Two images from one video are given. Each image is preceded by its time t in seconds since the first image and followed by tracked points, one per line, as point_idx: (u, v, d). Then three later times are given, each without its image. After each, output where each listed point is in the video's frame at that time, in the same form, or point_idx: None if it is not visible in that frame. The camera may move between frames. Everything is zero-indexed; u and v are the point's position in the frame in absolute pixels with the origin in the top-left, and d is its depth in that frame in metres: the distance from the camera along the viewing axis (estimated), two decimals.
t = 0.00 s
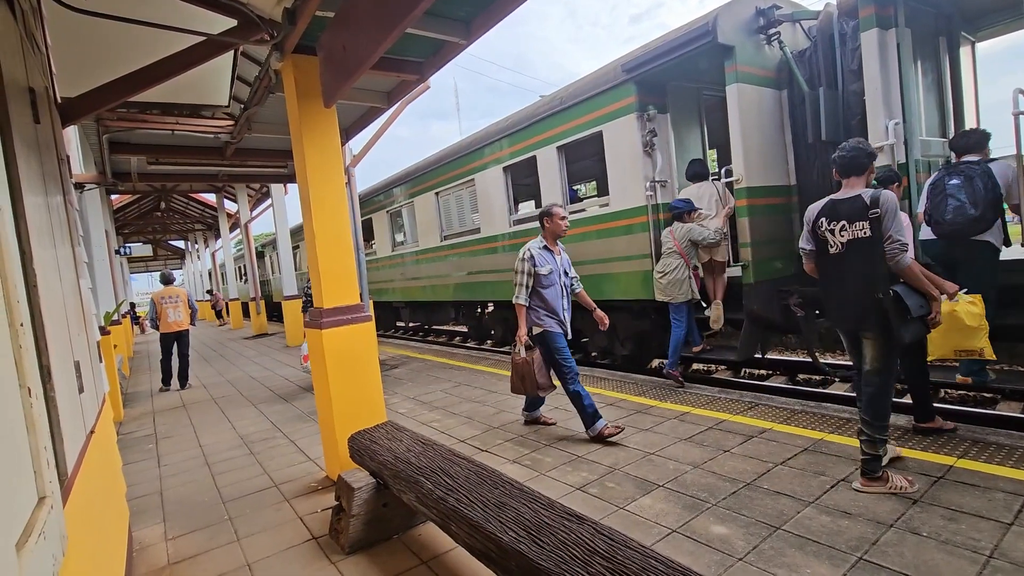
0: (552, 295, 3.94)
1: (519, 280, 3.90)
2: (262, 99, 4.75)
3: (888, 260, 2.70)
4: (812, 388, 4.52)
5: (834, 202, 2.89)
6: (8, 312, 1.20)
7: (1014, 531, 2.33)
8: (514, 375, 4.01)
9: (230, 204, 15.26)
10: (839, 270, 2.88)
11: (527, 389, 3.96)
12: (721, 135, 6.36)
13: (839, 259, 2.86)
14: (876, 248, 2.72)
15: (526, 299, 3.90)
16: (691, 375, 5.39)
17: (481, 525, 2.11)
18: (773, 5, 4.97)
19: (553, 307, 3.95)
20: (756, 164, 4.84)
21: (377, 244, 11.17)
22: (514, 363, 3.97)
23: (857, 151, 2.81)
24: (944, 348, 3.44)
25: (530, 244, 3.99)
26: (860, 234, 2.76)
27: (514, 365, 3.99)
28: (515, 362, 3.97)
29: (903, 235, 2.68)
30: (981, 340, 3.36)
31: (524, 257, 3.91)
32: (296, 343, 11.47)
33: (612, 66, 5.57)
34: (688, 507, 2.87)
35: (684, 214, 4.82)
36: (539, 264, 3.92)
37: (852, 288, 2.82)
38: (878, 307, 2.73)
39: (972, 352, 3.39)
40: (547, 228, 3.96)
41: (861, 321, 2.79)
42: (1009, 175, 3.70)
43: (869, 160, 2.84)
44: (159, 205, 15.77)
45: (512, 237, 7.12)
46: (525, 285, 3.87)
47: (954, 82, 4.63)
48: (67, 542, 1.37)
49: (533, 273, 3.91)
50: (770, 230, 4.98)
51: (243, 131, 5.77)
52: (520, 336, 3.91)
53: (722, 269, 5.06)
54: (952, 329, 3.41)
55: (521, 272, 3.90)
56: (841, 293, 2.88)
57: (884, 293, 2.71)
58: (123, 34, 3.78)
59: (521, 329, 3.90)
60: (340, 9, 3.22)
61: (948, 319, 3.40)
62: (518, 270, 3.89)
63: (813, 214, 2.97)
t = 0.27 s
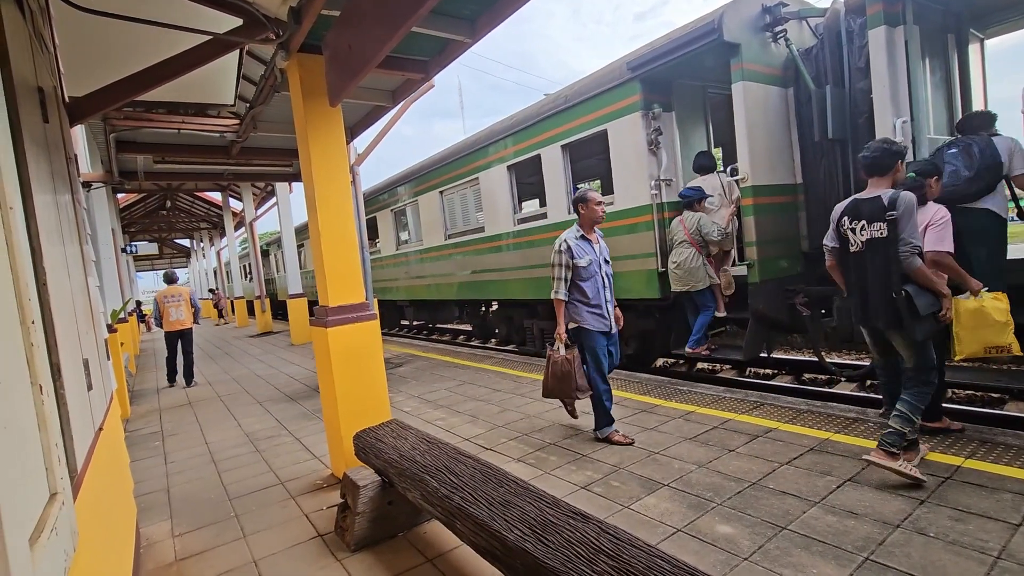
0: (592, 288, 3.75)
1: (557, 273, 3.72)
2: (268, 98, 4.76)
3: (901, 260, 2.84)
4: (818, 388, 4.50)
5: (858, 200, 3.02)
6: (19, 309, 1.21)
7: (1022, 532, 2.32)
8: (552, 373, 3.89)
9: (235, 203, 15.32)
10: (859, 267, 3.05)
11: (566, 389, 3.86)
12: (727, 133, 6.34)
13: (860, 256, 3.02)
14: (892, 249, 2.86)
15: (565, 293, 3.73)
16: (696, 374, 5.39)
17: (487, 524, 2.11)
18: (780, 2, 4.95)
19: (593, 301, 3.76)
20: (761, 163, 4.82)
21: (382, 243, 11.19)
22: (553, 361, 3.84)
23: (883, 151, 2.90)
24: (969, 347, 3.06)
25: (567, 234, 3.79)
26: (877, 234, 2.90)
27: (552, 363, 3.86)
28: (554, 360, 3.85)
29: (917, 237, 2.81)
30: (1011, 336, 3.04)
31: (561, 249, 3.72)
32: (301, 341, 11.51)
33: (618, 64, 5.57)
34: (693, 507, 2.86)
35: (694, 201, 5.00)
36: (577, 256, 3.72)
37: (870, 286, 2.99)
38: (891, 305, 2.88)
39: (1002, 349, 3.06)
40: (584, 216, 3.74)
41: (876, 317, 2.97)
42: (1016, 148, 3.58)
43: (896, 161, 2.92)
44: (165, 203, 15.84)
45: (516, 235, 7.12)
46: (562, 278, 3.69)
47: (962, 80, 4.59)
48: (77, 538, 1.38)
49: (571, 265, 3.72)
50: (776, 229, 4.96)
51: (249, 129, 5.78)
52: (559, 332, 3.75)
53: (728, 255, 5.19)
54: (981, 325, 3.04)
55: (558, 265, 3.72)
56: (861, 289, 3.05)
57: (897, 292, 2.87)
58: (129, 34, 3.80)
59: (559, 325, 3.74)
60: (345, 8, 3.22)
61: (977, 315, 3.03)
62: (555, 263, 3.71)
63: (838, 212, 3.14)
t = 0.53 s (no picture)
0: (626, 284, 3.64)
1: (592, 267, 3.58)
2: (270, 96, 4.76)
3: (904, 254, 2.84)
4: (820, 386, 4.50)
5: (865, 195, 3.02)
6: (25, 307, 1.21)
7: None
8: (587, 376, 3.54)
9: (238, 201, 15.35)
10: (865, 261, 3.06)
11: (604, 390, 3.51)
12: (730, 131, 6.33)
13: (867, 250, 3.03)
14: (897, 243, 2.87)
15: (600, 287, 3.58)
16: (699, 372, 5.38)
17: (490, 521, 2.11)
18: None
19: (626, 297, 3.64)
20: (765, 161, 4.81)
21: (384, 241, 11.20)
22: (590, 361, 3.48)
23: (892, 146, 2.91)
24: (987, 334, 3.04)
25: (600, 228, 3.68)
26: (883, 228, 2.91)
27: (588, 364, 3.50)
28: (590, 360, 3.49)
29: (921, 231, 2.80)
30: None
31: (595, 243, 3.60)
32: (304, 339, 11.53)
33: (620, 62, 5.56)
34: (695, 504, 2.87)
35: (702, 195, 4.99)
36: (611, 249, 3.61)
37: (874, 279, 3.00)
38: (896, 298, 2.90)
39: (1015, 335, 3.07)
40: (618, 210, 3.66)
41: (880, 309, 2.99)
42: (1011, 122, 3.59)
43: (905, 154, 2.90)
44: (168, 202, 15.87)
45: (519, 233, 7.12)
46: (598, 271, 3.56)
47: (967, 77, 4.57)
48: (83, 535, 1.39)
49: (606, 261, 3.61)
50: (779, 227, 4.96)
51: (251, 127, 5.79)
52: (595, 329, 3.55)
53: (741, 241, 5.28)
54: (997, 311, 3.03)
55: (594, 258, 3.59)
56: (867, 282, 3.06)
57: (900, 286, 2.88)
58: (133, 32, 3.81)
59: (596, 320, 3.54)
60: (348, 6, 3.22)
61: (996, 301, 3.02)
62: (590, 256, 3.58)
63: (847, 206, 3.15)
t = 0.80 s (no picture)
0: (673, 280, 3.46)
1: (637, 261, 3.41)
2: (272, 94, 4.75)
3: (913, 250, 2.87)
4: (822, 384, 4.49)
5: (871, 195, 3.05)
6: (27, 303, 1.22)
7: None
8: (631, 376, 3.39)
9: (240, 199, 15.36)
10: (875, 258, 3.08)
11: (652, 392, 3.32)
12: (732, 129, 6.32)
13: (876, 247, 3.05)
14: (905, 239, 2.89)
15: (646, 283, 3.41)
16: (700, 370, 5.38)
17: (490, 518, 2.12)
18: None
19: (672, 294, 3.47)
20: (766, 159, 4.81)
21: (386, 240, 11.21)
22: (636, 360, 3.34)
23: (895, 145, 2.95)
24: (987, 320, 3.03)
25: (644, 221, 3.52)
26: (890, 225, 2.93)
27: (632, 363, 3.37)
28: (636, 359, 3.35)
29: (931, 226, 2.81)
30: None
31: (641, 237, 3.43)
32: (305, 337, 11.54)
33: (622, 60, 5.55)
34: (696, 502, 2.87)
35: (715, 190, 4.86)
36: (658, 243, 3.43)
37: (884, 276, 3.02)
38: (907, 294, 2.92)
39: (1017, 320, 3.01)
40: (662, 203, 3.50)
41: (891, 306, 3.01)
42: (1007, 111, 3.58)
43: (908, 152, 2.94)
44: (170, 200, 15.89)
45: (520, 232, 7.12)
46: (644, 266, 3.39)
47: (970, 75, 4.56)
48: (85, 530, 1.39)
49: (654, 254, 3.42)
50: (781, 225, 4.95)
51: (253, 126, 5.79)
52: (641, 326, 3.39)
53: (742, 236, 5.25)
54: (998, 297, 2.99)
55: (640, 253, 3.41)
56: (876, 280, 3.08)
57: (910, 281, 2.91)
58: (134, 30, 3.81)
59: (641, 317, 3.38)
60: (350, 3, 3.22)
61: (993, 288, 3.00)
62: (635, 250, 3.41)
63: (852, 206, 3.18)
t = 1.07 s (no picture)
0: (718, 272, 3.33)
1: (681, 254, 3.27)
2: (275, 93, 4.76)
3: (925, 252, 2.85)
4: (823, 386, 4.49)
5: (882, 196, 3.05)
6: (31, 302, 1.22)
7: None
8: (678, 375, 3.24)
9: (242, 198, 15.38)
10: (887, 260, 3.08)
11: (703, 391, 3.16)
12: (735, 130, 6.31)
13: (889, 249, 3.04)
14: (917, 240, 2.89)
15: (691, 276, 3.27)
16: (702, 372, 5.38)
17: (491, 518, 2.12)
18: None
19: (718, 286, 3.33)
20: (769, 160, 4.80)
21: (388, 239, 11.21)
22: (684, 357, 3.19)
23: (907, 147, 2.95)
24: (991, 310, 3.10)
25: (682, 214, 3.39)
26: (903, 227, 2.93)
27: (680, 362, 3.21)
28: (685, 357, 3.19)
29: (943, 228, 2.80)
30: None
31: (682, 229, 3.29)
32: (307, 336, 11.56)
33: (625, 60, 5.54)
34: (697, 504, 2.86)
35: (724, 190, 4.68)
36: (700, 234, 3.31)
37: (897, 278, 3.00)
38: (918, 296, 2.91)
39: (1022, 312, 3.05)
40: (701, 193, 3.40)
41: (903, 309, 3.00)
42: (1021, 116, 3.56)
43: (921, 154, 2.93)
44: (173, 199, 15.90)
45: (522, 232, 7.12)
46: (690, 258, 3.25)
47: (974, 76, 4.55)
48: (87, 528, 1.39)
49: (698, 247, 3.30)
50: (784, 227, 4.94)
51: (256, 125, 5.80)
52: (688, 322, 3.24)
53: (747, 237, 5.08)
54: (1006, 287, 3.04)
55: (683, 245, 3.27)
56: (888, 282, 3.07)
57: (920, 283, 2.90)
58: (138, 29, 3.81)
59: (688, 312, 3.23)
60: (353, 3, 3.22)
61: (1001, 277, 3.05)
62: (678, 243, 3.27)
63: (865, 208, 3.18)
